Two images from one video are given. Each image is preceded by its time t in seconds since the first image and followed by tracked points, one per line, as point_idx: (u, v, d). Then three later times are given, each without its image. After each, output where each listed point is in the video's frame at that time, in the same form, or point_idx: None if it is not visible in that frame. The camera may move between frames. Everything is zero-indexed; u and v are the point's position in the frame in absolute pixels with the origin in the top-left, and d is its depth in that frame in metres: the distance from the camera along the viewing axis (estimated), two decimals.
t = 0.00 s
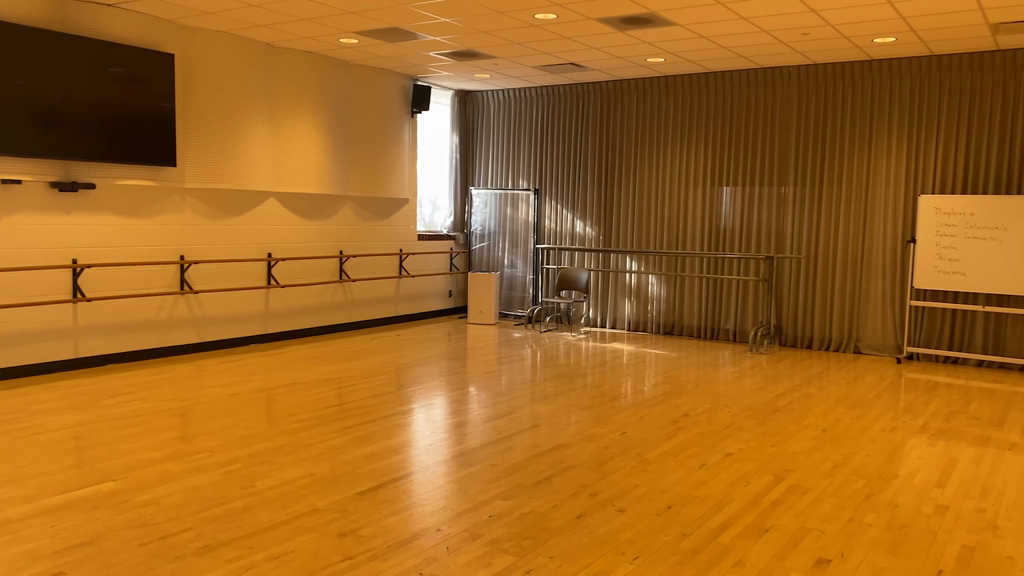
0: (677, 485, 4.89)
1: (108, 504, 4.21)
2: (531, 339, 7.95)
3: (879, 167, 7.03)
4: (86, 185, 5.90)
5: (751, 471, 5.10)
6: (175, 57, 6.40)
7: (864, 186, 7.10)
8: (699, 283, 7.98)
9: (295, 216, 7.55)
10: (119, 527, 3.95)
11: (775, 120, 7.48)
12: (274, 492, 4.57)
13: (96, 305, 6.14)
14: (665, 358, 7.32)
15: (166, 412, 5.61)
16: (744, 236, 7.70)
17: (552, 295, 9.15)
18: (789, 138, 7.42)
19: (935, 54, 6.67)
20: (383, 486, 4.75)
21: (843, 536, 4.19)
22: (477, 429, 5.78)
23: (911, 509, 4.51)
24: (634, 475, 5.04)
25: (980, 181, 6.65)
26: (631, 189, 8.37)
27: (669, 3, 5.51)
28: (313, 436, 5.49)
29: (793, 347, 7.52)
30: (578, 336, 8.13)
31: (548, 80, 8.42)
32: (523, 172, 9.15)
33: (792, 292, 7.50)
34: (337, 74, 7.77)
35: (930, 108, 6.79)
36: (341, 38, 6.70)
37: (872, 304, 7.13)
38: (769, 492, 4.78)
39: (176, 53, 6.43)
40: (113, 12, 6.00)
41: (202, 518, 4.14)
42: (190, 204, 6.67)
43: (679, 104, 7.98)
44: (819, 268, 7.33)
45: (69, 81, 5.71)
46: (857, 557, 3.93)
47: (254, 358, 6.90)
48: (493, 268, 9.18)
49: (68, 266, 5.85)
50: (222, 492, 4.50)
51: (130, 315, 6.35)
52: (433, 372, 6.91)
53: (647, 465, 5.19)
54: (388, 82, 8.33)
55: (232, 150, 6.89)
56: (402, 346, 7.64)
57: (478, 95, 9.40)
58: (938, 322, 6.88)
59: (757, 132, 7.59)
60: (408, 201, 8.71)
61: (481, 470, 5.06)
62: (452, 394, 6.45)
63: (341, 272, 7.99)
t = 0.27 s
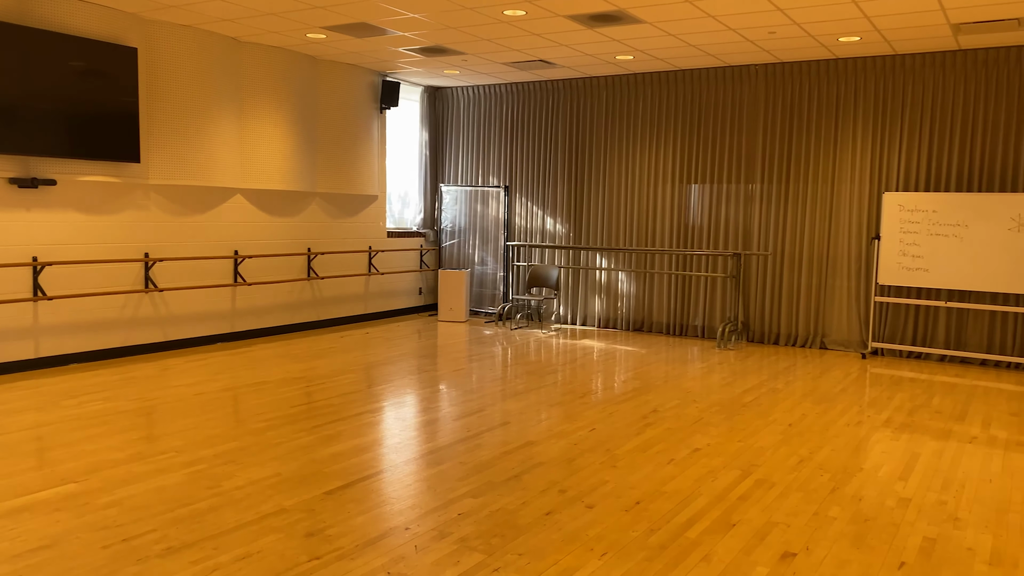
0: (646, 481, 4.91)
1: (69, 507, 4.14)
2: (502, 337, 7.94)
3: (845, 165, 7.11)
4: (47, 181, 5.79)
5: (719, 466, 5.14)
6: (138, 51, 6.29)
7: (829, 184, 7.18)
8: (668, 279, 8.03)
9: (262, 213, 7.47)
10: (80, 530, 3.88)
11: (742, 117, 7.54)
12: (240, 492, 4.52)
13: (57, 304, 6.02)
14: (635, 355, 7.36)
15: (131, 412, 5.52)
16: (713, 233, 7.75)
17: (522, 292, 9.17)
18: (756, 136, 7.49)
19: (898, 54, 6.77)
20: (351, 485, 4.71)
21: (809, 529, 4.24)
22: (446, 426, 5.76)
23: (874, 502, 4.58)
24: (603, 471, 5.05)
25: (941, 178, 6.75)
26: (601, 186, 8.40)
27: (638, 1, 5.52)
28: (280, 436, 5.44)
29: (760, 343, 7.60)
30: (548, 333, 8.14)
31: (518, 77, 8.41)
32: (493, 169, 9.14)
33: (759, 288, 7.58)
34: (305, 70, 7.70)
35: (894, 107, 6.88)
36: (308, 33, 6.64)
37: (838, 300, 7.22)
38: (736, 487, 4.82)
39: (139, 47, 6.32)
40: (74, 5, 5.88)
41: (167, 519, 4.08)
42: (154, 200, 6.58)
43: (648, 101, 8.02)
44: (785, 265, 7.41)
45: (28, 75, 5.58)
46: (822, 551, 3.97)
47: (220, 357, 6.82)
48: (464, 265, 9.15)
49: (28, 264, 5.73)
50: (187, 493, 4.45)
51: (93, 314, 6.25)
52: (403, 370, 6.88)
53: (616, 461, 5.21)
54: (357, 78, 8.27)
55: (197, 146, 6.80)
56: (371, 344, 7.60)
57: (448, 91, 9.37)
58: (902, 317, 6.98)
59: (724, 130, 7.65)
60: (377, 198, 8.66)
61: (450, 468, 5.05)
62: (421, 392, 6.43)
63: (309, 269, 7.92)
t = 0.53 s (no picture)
0: (616, 476, 4.93)
1: (30, 509, 4.06)
2: (474, 334, 7.93)
3: (811, 163, 7.19)
4: (7, 177, 5.66)
5: (688, 461, 5.17)
6: (102, 45, 6.18)
7: (796, 181, 7.26)
8: (638, 276, 8.07)
9: (229, 210, 7.38)
10: (41, 533, 3.81)
11: (711, 115, 7.60)
12: (207, 492, 4.46)
13: (19, 303, 5.90)
14: (606, 351, 7.39)
15: (95, 413, 5.43)
16: (683, 230, 7.80)
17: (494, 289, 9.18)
18: (725, 133, 7.55)
19: (863, 53, 6.86)
20: (320, 484, 4.68)
21: (776, 523, 4.28)
22: (417, 424, 5.74)
23: (840, 495, 4.64)
24: (573, 467, 5.07)
25: (906, 176, 6.86)
26: (571, 183, 8.42)
27: None
28: (249, 435, 5.38)
29: (729, 339, 7.67)
30: (520, 330, 8.14)
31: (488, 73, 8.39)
32: (463, 166, 9.12)
33: (728, 285, 7.64)
34: (273, 65, 7.62)
35: (860, 105, 6.97)
36: (276, 28, 6.57)
37: (805, 297, 7.32)
38: (705, 482, 4.86)
39: (102, 41, 6.21)
40: None
41: (131, 521, 4.02)
42: (119, 197, 6.47)
43: (618, 99, 8.06)
44: (754, 261, 7.49)
45: None
46: (789, 544, 4.02)
47: (188, 356, 6.73)
48: (435, 262, 9.20)
49: None
50: (152, 494, 4.38)
51: (56, 313, 6.13)
52: (373, 368, 6.85)
53: (586, 457, 5.23)
54: (326, 73, 8.20)
55: (162, 142, 6.70)
56: (342, 342, 7.55)
57: (418, 88, 9.33)
58: (867, 313, 7.08)
59: (694, 128, 7.70)
60: (346, 194, 8.60)
61: (420, 466, 5.03)
62: (391, 390, 6.40)
63: (279, 266, 7.84)
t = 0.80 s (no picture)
0: (587, 473, 4.95)
1: None
2: (446, 332, 7.90)
3: (779, 161, 7.26)
4: None
5: (658, 457, 5.21)
6: (65, 39, 6.06)
7: (765, 179, 7.33)
8: (609, 273, 8.11)
9: (197, 207, 7.29)
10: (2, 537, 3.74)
11: (681, 113, 7.65)
12: (174, 493, 4.41)
13: None
14: (578, 348, 7.41)
15: (59, 414, 5.34)
16: (653, 228, 7.85)
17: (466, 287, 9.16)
18: (695, 132, 7.60)
19: (830, 53, 6.94)
20: (290, 484, 4.64)
21: (745, 517, 4.33)
22: (388, 422, 5.72)
23: (808, 489, 4.70)
24: (544, 464, 5.08)
25: (871, 174, 6.96)
26: (543, 181, 8.43)
27: None
28: (217, 435, 5.32)
29: (699, 335, 7.73)
30: (493, 327, 8.14)
31: (460, 70, 8.37)
32: (435, 163, 9.10)
33: (698, 282, 7.71)
34: (241, 61, 7.53)
35: (826, 104, 7.05)
36: (245, 23, 6.49)
37: (773, 293, 7.39)
38: (675, 477, 4.90)
39: (66, 35, 6.08)
40: None
41: (96, 523, 3.96)
42: (83, 194, 6.35)
43: (589, 96, 8.08)
44: (723, 258, 7.55)
45: None
46: (757, 538, 4.06)
47: (155, 355, 6.64)
48: (406, 260, 9.13)
49: None
50: (117, 495, 4.32)
51: (19, 312, 6.02)
52: (344, 366, 6.81)
53: (558, 454, 5.24)
54: (294, 69, 8.12)
55: (127, 138, 6.60)
56: (312, 340, 7.49)
57: (389, 84, 9.28)
58: (834, 309, 7.18)
59: (664, 126, 7.74)
60: (316, 191, 8.53)
61: (391, 465, 5.01)
62: (362, 388, 6.37)
63: (248, 264, 7.76)
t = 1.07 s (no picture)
0: (559, 470, 4.97)
1: None
2: (418, 331, 7.88)
3: (748, 159, 7.34)
4: None
5: (629, 453, 5.24)
6: (27, 34, 5.93)
7: (734, 177, 7.40)
8: (581, 271, 8.14)
9: (164, 205, 7.19)
10: None
11: (652, 112, 7.69)
12: (141, 495, 4.34)
13: None
14: (550, 346, 7.43)
15: (22, 416, 5.24)
16: (625, 225, 7.90)
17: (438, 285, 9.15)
18: (665, 130, 7.65)
19: (797, 52, 7.02)
20: (259, 484, 4.60)
21: (715, 513, 4.37)
22: (360, 422, 5.69)
23: (777, 484, 4.76)
24: (517, 462, 5.08)
25: (837, 172, 7.05)
26: (515, 179, 8.44)
27: None
28: (185, 435, 5.26)
29: (670, 332, 7.79)
30: (465, 326, 8.13)
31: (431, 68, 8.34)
32: (406, 160, 9.07)
33: (669, 279, 7.76)
34: (209, 57, 7.44)
35: (794, 103, 7.14)
36: (213, 19, 6.41)
37: (743, 290, 7.46)
38: (646, 473, 4.93)
39: (29, 30, 5.95)
40: None
41: (61, 526, 3.90)
42: (47, 192, 6.23)
43: (560, 94, 8.09)
44: (694, 256, 7.62)
45: None
46: (728, 533, 4.10)
47: (122, 355, 6.55)
48: (377, 258, 9.08)
49: None
50: (83, 498, 4.25)
51: None
52: (314, 365, 6.77)
53: (530, 452, 5.25)
54: (263, 66, 8.03)
55: (92, 135, 6.48)
56: (282, 339, 7.43)
57: (359, 81, 9.22)
58: (802, 306, 7.27)
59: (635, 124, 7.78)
60: (286, 189, 8.45)
61: (362, 464, 4.98)
62: (333, 387, 6.33)
63: (216, 263, 7.68)
